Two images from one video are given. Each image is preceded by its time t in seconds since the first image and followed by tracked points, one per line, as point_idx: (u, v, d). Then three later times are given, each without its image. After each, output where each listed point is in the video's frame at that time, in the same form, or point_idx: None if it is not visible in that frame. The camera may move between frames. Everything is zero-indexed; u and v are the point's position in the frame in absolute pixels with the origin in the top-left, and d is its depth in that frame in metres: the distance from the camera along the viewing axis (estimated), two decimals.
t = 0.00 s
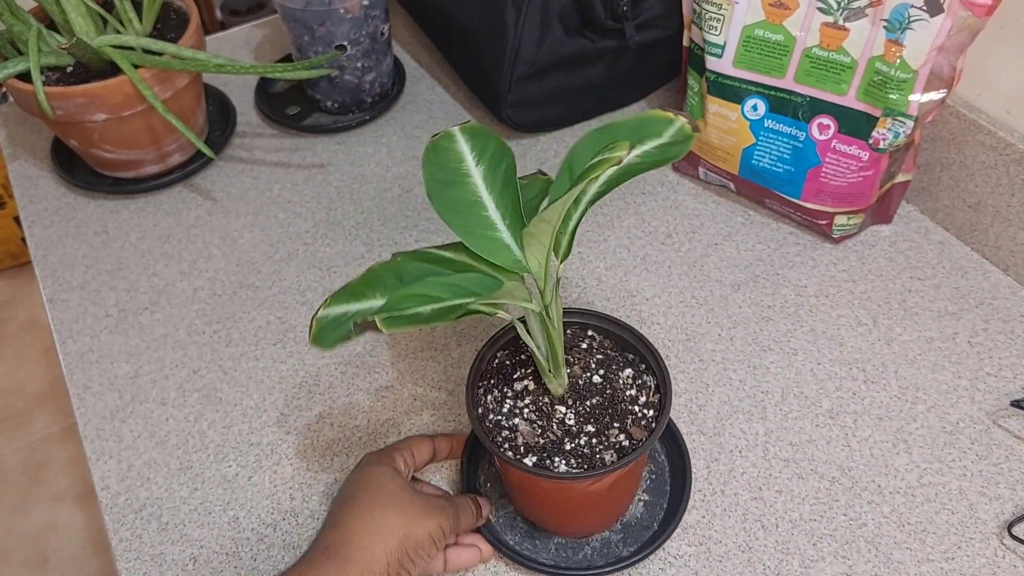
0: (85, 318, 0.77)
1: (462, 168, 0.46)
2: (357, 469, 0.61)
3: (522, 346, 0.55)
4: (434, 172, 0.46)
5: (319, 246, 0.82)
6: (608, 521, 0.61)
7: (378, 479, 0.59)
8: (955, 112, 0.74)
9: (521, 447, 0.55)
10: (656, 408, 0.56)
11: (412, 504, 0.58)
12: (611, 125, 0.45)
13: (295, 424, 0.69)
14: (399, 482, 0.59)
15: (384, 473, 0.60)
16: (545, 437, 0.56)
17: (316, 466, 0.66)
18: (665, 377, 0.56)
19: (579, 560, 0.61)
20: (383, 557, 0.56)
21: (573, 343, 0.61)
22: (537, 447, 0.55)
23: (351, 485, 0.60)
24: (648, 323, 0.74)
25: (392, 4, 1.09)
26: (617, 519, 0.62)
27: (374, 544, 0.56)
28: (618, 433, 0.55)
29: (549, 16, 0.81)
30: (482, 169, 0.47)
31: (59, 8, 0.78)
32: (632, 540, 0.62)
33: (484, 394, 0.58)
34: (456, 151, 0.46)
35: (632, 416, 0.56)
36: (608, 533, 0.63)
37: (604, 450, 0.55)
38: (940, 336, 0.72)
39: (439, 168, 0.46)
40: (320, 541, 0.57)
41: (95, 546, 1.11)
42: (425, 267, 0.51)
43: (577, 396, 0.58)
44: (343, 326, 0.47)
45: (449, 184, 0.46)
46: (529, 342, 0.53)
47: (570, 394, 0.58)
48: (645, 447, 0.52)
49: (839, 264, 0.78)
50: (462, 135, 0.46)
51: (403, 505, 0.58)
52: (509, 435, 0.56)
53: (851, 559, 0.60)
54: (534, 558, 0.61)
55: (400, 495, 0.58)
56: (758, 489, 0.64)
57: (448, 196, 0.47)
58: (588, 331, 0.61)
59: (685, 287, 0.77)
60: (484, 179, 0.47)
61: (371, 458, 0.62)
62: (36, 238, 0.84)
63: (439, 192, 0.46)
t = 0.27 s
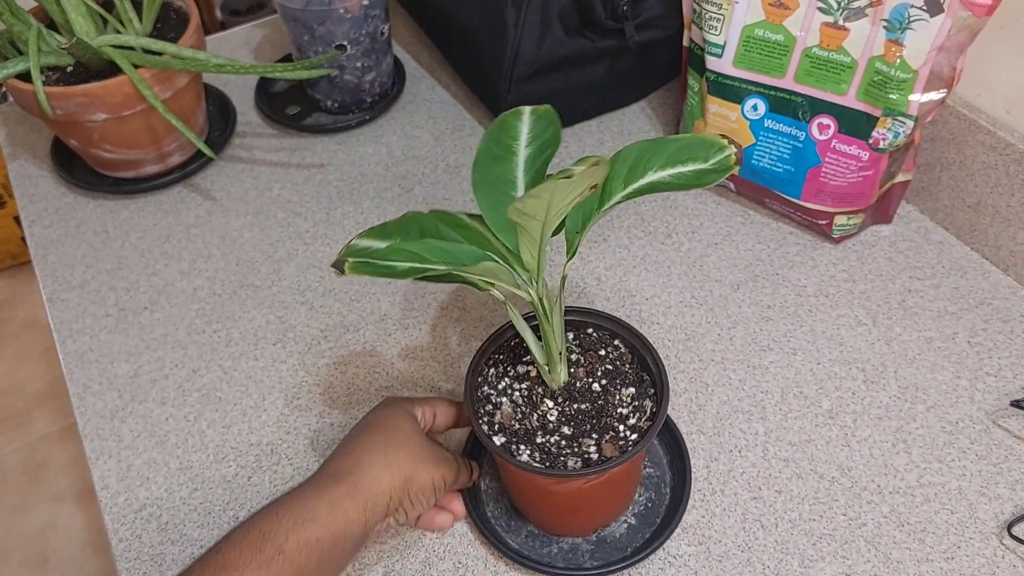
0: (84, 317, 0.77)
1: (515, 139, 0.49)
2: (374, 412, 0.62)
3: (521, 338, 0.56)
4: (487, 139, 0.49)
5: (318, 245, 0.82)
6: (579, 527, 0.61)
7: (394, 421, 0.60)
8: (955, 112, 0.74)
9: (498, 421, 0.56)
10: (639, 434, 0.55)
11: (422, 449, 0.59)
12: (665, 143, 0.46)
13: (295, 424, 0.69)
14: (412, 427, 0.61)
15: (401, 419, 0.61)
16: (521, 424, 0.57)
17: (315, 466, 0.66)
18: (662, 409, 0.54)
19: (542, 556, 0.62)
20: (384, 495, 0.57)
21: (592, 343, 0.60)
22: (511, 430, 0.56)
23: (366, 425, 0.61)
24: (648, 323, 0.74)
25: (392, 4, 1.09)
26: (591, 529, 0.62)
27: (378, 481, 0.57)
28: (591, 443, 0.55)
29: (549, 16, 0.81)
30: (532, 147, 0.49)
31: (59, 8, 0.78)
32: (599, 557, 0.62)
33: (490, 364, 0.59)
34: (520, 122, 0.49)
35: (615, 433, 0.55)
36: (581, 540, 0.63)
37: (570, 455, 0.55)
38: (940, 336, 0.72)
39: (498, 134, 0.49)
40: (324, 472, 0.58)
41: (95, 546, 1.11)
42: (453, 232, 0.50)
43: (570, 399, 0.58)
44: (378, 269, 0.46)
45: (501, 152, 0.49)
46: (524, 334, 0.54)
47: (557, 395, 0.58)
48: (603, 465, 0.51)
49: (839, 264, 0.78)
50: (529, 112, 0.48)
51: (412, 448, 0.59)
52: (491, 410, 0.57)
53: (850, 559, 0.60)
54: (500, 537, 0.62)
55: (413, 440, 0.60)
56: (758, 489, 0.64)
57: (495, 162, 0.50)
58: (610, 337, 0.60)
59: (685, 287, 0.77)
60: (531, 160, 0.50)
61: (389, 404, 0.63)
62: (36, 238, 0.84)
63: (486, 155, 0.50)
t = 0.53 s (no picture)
0: (84, 318, 0.77)
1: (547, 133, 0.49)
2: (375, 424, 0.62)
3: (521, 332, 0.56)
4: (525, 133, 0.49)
5: (318, 246, 0.82)
6: (563, 527, 0.61)
7: (393, 438, 0.60)
8: (955, 112, 0.74)
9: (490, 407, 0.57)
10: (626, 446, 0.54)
11: (425, 470, 0.59)
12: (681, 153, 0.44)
13: (295, 424, 0.69)
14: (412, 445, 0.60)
15: (399, 434, 0.60)
16: (513, 413, 0.57)
17: (315, 466, 0.66)
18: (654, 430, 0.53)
19: (523, 548, 0.62)
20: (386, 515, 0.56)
21: (603, 346, 0.60)
22: (500, 418, 0.57)
23: (365, 440, 0.60)
24: (648, 324, 0.74)
25: (391, 4, 1.09)
26: (575, 532, 0.62)
27: (380, 498, 0.56)
28: (576, 445, 0.55)
29: (549, 16, 0.81)
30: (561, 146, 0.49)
31: (59, 8, 0.77)
32: (578, 560, 0.62)
33: (498, 350, 0.60)
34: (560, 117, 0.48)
35: (603, 441, 0.55)
36: (565, 540, 0.63)
37: (552, 453, 0.55)
38: (940, 336, 0.72)
39: (537, 127, 0.49)
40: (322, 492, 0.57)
41: (95, 546, 1.11)
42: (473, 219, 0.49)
43: (565, 397, 0.57)
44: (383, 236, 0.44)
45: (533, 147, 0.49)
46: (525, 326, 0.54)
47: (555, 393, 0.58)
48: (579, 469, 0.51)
49: (839, 264, 0.78)
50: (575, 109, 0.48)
51: (416, 469, 0.58)
52: (487, 395, 0.58)
53: (850, 559, 0.60)
54: (487, 523, 0.63)
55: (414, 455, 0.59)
56: (758, 489, 0.64)
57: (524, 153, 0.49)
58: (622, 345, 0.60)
59: (684, 287, 0.77)
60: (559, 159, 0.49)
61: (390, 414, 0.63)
62: (36, 238, 0.84)
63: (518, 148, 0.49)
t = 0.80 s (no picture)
0: (84, 318, 0.77)
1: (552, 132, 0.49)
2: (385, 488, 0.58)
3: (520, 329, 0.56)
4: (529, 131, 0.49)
5: (318, 246, 0.82)
6: (563, 526, 0.61)
7: (409, 505, 0.56)
8: (955, 112, 0.74)
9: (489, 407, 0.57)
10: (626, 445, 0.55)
11: (451, 532, 0.55)
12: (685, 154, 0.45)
13: (295, 424, 0.69)
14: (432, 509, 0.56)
15: (418, 498, 0.57)
16: (513, 412, 0.57)
17: (316, 466, 0.66)
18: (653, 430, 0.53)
19: (522, 546, 0.62)
20: None
21: (603, 347, 0.60)
22: (500, 418, 0.57)
23: (382, 509, 0.56)
24: (648, 324, 0.74)
25: (391, 4, 1.09)
26: (574, 532, 0.62)
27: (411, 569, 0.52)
28: (576, 444, 0.55)
29: (549, 16, 0.81)
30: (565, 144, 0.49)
31: (59, 8, 0.77)
32: (578, 560, 0.62)
33: (498, 350, 0.60)
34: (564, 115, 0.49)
35: (603, 442, 0.55)
36: (564, 539, 0.63)
37: (552, 453, 0.55)
38: (939, 336, 0.72)
39: (541, 126, 0.49)
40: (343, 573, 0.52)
41: (95, 546, 1.11)
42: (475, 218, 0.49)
43: (565, 397, 0.57)
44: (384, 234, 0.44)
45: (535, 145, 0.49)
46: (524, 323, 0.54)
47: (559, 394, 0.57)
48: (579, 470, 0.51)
49: (839, 264, 0.79)
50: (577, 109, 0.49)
51: (443, 535, 0.55)
52: (486, 394, 0.58)
53: (850, 559, 0.60)
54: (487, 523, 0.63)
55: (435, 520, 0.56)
56: (758, 489, 0.64)
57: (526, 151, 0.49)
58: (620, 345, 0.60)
59: (684, 287, 0.77)
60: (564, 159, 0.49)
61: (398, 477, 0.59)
62: (36, 238, 0.84)
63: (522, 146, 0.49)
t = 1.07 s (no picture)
0: (84, 317, 0.77)
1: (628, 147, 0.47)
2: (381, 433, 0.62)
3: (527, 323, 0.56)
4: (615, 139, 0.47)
5: (318, 245, 0.82)
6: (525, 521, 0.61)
7: (399, 452, 0.59)
8: (955, 112, 0.74)
9: (485, 378, 0.58)
10: (575, 469, 0.53)
11: (433, 484, 0.59)
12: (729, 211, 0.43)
13: (295, 424, 0.69)
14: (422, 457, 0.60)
15: (407, 450, 0.60)
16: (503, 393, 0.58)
17: (315, 466, 0.66)
18: (598, 473, 0.52)
19: (488, 525, 0.64)
20: (399, 527, 0.56)
21: (625, 373, 0.58)
22: (487, 391, 0.57)
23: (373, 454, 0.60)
24: (648, 324, 0.74)
25: (391, 4, 1.09)
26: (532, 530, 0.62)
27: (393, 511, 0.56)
28: (533, 447, 0.55)
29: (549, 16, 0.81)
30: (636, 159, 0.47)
31: (59, 8, 0.77)
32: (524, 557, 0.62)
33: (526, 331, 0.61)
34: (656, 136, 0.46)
35: (558, 457, 0.55)
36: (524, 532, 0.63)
37: (508, 444, 0.55)
38: (939, 337, 0.72)
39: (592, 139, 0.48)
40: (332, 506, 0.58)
41: (95, 546, 1.11)
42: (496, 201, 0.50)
43: (550, 401, 0.58)
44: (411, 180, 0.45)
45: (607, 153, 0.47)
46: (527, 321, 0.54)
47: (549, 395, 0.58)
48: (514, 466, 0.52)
49: (839, 264, 0.78)
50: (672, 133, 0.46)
51: (427, 482, 0.59)
52: (491, 365, 0.59)
53: (850, 559, 0.60)
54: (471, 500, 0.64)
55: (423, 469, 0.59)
56: (758, 490, 0.64)
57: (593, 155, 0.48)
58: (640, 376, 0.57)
59: (684, 287, 0.77)
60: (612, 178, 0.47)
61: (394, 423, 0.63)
62: (35, 238, 0.84)
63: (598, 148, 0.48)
